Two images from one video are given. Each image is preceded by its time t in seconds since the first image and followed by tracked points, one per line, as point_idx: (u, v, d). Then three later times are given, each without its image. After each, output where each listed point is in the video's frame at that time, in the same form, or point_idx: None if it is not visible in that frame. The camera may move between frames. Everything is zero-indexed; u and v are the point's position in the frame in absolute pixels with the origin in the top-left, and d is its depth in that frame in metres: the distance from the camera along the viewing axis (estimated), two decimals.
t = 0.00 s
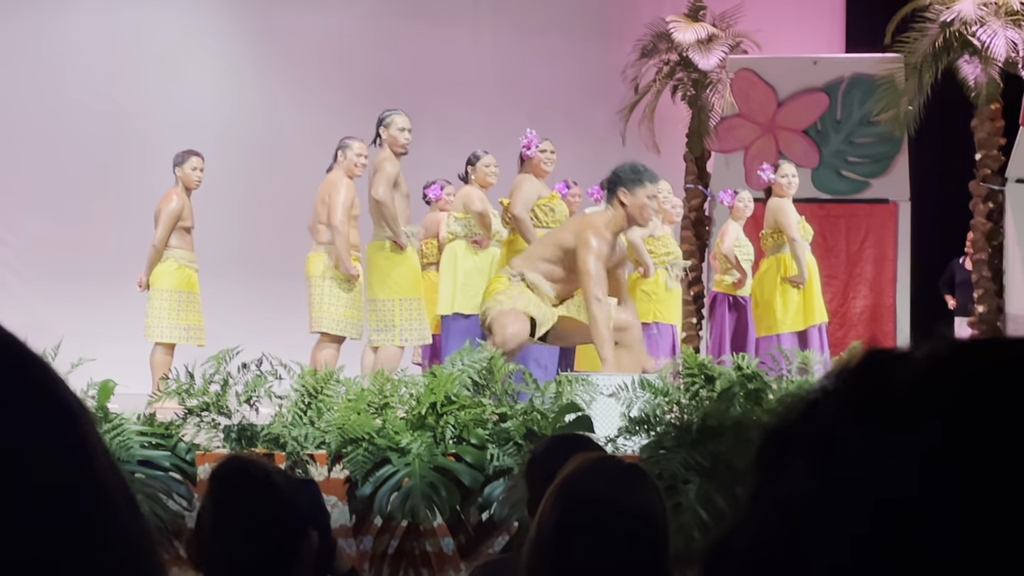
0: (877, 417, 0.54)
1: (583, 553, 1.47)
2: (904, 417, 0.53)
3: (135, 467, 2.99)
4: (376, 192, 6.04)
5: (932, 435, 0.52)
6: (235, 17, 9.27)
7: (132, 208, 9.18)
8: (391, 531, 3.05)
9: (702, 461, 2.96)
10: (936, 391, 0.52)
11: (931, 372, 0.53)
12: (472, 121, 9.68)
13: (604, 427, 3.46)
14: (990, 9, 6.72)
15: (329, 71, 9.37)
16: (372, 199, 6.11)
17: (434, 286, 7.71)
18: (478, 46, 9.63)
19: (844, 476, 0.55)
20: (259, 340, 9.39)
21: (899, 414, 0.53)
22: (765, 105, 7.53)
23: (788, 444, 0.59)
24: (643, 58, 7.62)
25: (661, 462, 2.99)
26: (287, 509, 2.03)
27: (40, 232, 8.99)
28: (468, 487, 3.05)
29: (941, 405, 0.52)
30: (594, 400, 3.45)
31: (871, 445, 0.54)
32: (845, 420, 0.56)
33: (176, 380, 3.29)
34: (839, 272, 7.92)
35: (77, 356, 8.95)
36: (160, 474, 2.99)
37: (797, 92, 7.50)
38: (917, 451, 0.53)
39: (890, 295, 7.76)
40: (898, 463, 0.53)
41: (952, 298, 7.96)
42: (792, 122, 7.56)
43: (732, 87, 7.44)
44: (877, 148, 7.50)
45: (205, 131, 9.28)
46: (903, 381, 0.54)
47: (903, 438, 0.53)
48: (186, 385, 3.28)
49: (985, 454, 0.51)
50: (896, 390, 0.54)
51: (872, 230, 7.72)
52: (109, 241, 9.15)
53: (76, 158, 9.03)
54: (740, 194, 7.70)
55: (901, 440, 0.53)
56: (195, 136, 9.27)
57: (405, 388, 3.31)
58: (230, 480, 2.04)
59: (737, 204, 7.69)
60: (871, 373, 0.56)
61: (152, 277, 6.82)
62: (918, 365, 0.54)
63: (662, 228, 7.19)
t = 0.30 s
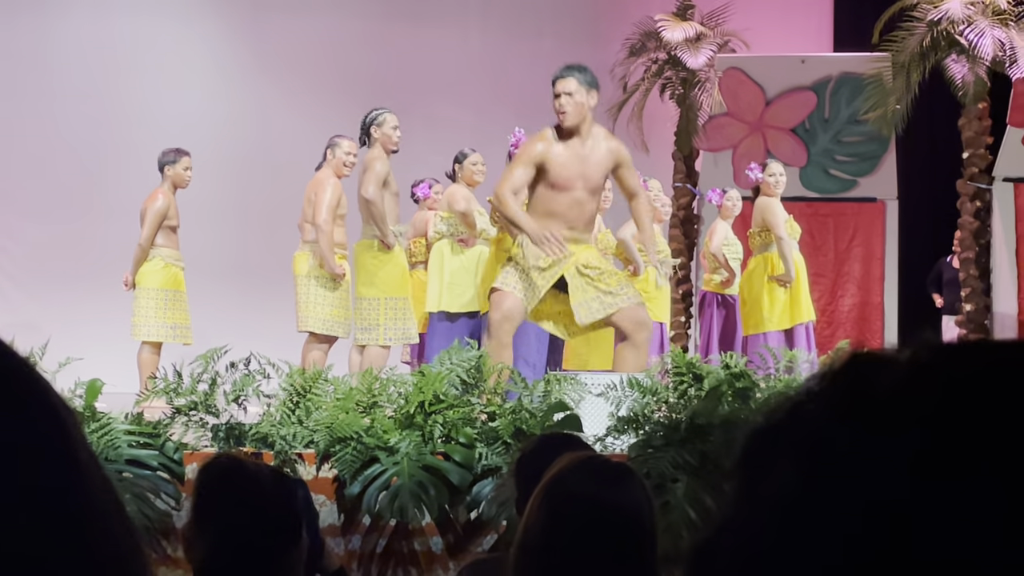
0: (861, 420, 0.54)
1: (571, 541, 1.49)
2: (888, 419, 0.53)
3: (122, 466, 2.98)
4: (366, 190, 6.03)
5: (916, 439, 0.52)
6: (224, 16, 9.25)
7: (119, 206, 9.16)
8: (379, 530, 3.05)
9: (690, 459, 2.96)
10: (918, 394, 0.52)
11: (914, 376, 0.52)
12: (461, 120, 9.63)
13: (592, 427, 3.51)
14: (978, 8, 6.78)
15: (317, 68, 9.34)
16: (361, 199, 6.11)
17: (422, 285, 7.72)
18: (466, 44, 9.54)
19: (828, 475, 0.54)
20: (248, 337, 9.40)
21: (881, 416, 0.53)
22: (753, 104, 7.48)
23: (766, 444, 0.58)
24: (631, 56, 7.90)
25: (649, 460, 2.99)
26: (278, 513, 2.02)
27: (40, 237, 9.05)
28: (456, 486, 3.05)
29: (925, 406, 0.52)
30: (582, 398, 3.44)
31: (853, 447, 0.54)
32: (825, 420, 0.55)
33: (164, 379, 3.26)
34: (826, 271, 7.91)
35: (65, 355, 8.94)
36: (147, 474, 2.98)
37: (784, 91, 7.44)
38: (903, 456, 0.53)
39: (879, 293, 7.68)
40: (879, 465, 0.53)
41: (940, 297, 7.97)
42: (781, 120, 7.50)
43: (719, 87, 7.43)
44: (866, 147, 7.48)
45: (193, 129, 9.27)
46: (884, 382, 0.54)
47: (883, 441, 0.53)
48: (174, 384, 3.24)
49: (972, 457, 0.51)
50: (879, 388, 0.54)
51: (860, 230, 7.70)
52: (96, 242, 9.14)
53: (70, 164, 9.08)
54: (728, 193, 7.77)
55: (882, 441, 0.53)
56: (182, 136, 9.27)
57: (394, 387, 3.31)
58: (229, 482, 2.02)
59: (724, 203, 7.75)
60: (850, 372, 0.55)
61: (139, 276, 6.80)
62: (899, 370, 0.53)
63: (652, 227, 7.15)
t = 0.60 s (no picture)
0: (850, 437, 0.62)
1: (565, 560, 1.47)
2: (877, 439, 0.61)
3: (109, 475, 2.96)
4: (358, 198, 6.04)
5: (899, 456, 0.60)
6: (214, 23, 9.22)
7: (107, 214, 9.12)
8: (367, 539, 3.02)
9: (677, 467, 2.96)
10: (900, 416, 0.60)
11: (898, 396, 0.60)
12: (447, 131, 9.75)
13: (580, 436, 3.51)
14: (964, 16, 6.83)
15: (306, 76, 9.39)
16: (355, 207, 6.12)
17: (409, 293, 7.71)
18: (452, 52, 9.66)
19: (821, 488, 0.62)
20: (236, 343, 9.38)
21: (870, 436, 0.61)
22: (740, 113, 7.46)
23: (777, 453, 0.67)
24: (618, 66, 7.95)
25: (636, 469, 2.99)
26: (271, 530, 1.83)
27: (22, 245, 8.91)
28: (444, 495, 3.04)
29: (908, 427, 0.60)
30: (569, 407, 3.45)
31: (842, 463, 0.62)
32: (819, 436, 0.64)
33: (152, 389, 3.25)
34: (814, 277, 7.89)
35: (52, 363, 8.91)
36: (135, 482, 2.97)
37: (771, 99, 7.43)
38: (890, 475, 0.60)
39: (864, 300, 7.71)
40: (869, 479, 0.61)
41: (924, 304, 8.04)
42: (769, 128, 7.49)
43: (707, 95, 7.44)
44: (852, 154, 7.48)
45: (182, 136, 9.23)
46: (873, 405, 0.62)
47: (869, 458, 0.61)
48: (161, 394, 3.24)
49: (951, 473, 0.58)
50: (869, 409, 0.62)
51: (847, 237, 7.68)
52: (83, 249, 9.08)
53: (56, 163, 8.97)
54: (716, 201, 7.85)
55: (871, 458, 0.61)
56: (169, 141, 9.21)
57: (382, 397, 3.32)
58: (225, 493, 1.84)
59: (713, 211, 7.84)
60: (844, 395, 0.64)
61: (126, 284, 6.78)
62: (883, 393, 0.61)
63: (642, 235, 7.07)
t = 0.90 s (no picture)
0: (826, 452, 0.62)
1: None
2: (853, 455, 0.61)
3: (94, 494, 2.97)
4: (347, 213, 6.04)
5: (878, 470, 0.60)
6: (203, 39, 9.26)
7: (90, 229, 9.10)
8: (353, 557, 3.05)
9: (664, 484, 2.94)
10: (872, 436, 0.60)
11: (880, 422, 0.59)
12: (434, 147, 9.63)
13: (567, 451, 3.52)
14: (948, 33, 6.95)
15: (290, 93, 9.37)
16: (342, 224, 6.11)
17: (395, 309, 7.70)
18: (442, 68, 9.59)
19: (799, 510, 0.62)
20: (223, 360, 9.30)
21: (849, 452, 0.61)
22: (726, 129, 7.44)
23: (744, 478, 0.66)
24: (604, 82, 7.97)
25: (623, 485, 2.97)
26: (290, 561, 1.98)
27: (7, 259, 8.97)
28: (431, 512, 3.04)
29: (886, 443, 0.59)
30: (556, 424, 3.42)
31: (820, 477, 0.62)
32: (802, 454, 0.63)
33: (136, 406, 3.23)
34: (800, 293, 7.82)
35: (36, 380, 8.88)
36: (121, 500, 2.98)
37: (757, 115, 7.39)
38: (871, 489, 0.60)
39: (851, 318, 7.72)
40: (851, 505, 0.60)
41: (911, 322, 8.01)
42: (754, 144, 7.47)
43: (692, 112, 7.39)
44: (838, 171, 7.51)
45: (166, 151, 9.23)
46: (855, 420, 0.62)
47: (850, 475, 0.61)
48: (146, 411, 3.20)
49: (930, 488, 0.58)
50: (854, 427, 0.62)
51: (833, 253, 7.63)
52: (67, 264, 9.07)
53: (39, 172, 9.03)
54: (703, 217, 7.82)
55: (846, 473, 0.61)
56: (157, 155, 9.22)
57: (368, 414, 3.30)
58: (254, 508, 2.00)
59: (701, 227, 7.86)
60: (828, 412, 0.64)
61: (110, 300, 6.75)
62: (868, 416, 0.61)
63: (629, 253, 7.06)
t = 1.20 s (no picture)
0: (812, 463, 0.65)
1: None
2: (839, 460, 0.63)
3: (83, 507, 2.95)
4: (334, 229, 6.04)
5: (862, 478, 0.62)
6: (190, 52, 9.25)
7: (78, 239, 9.10)
8: (341, 570, 3.05)
9: (653, 496, 2.95)
10: (857, 443, 0.62)
11: (869, 430, 0.62)
12: (420, 158, 9.61)
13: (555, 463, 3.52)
14: (935, 46, 6.96)
15: (277, 104, 9.36)
16: (329, 236, 6.10)
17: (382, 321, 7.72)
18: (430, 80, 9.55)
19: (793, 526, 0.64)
20: (211, 372, 9.32)
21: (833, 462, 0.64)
22: (714, 142, 7.52)
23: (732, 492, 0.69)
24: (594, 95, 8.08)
25: (612, 497, 2.97)
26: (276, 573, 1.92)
27: None
28: (419, 525, 3.04)
29: (873, 450, 0.61)
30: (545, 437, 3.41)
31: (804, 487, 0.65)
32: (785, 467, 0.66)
33: (123, 418, 3.20)
34: (788, 306, 7.85)
35: (24, 395, 8.88)
36: (108, 514, 2.97)
37: (744, 129, 7.46)
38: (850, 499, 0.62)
39: (838, 333, 7.76)
40: (846, 508, 0.62)
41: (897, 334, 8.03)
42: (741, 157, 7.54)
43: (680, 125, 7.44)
44: (826, 184, 7.61)
45: (155, 162, 9.24)
46: (840, 434, 0.65)
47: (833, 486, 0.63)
48: (134, 424, 3.17)
49: (914, 493, 0.60)
50: (837, 437, 0.65)
51: (820, 265, 7.69)
52: (54, 275, 9.07)
53: (26, 180, 9.03)
54: (692, 229, 7.79)
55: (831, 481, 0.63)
56: (147, 167, 9.22)
57: (356, 426, 3.29)
58: (241, 515, 1.98)
59: (688, 240, 7.86)
60: (818, 427, 0.67)
61: (95, 314, 6.74)
62: (856, 424, 0.63)
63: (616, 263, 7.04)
